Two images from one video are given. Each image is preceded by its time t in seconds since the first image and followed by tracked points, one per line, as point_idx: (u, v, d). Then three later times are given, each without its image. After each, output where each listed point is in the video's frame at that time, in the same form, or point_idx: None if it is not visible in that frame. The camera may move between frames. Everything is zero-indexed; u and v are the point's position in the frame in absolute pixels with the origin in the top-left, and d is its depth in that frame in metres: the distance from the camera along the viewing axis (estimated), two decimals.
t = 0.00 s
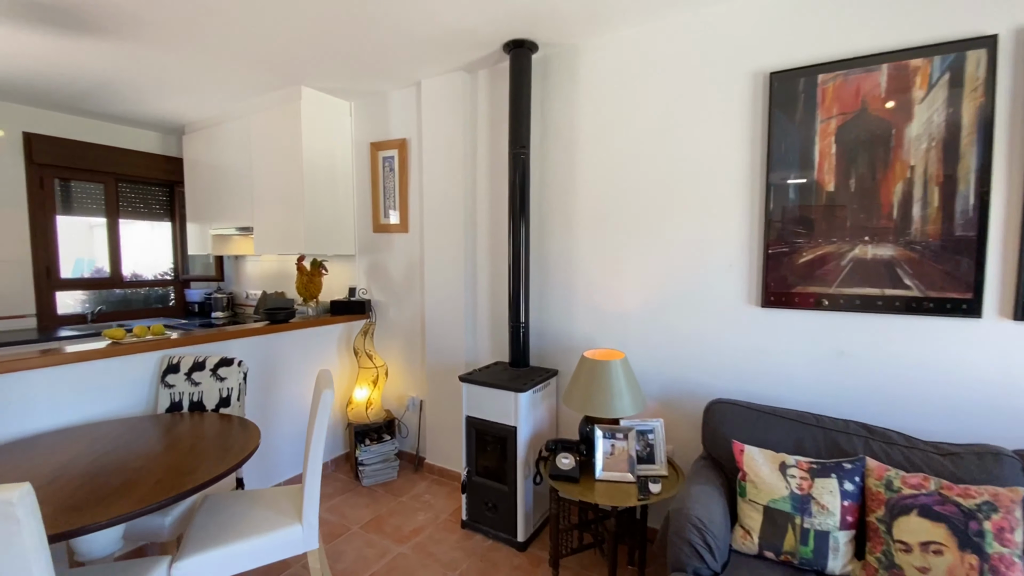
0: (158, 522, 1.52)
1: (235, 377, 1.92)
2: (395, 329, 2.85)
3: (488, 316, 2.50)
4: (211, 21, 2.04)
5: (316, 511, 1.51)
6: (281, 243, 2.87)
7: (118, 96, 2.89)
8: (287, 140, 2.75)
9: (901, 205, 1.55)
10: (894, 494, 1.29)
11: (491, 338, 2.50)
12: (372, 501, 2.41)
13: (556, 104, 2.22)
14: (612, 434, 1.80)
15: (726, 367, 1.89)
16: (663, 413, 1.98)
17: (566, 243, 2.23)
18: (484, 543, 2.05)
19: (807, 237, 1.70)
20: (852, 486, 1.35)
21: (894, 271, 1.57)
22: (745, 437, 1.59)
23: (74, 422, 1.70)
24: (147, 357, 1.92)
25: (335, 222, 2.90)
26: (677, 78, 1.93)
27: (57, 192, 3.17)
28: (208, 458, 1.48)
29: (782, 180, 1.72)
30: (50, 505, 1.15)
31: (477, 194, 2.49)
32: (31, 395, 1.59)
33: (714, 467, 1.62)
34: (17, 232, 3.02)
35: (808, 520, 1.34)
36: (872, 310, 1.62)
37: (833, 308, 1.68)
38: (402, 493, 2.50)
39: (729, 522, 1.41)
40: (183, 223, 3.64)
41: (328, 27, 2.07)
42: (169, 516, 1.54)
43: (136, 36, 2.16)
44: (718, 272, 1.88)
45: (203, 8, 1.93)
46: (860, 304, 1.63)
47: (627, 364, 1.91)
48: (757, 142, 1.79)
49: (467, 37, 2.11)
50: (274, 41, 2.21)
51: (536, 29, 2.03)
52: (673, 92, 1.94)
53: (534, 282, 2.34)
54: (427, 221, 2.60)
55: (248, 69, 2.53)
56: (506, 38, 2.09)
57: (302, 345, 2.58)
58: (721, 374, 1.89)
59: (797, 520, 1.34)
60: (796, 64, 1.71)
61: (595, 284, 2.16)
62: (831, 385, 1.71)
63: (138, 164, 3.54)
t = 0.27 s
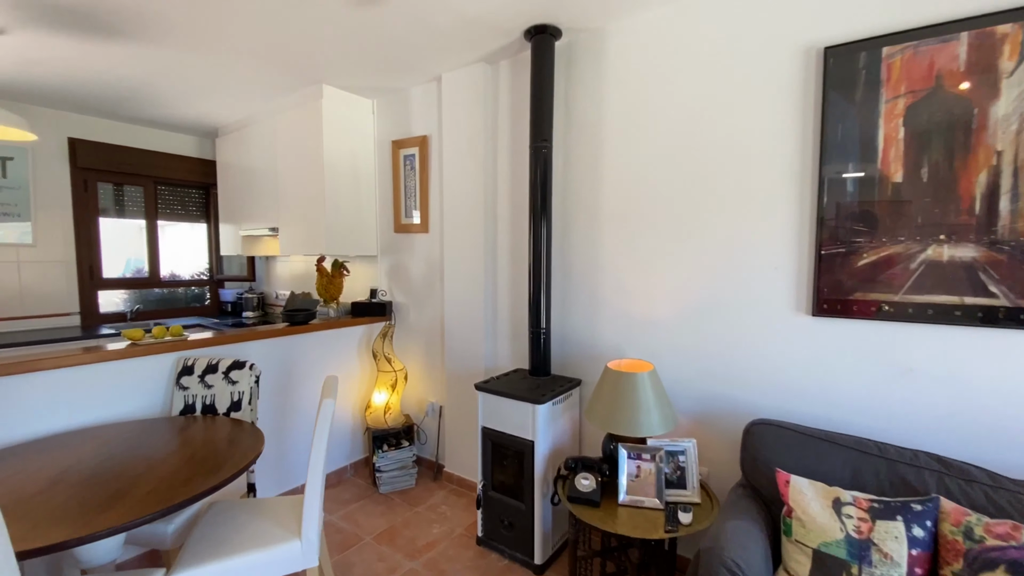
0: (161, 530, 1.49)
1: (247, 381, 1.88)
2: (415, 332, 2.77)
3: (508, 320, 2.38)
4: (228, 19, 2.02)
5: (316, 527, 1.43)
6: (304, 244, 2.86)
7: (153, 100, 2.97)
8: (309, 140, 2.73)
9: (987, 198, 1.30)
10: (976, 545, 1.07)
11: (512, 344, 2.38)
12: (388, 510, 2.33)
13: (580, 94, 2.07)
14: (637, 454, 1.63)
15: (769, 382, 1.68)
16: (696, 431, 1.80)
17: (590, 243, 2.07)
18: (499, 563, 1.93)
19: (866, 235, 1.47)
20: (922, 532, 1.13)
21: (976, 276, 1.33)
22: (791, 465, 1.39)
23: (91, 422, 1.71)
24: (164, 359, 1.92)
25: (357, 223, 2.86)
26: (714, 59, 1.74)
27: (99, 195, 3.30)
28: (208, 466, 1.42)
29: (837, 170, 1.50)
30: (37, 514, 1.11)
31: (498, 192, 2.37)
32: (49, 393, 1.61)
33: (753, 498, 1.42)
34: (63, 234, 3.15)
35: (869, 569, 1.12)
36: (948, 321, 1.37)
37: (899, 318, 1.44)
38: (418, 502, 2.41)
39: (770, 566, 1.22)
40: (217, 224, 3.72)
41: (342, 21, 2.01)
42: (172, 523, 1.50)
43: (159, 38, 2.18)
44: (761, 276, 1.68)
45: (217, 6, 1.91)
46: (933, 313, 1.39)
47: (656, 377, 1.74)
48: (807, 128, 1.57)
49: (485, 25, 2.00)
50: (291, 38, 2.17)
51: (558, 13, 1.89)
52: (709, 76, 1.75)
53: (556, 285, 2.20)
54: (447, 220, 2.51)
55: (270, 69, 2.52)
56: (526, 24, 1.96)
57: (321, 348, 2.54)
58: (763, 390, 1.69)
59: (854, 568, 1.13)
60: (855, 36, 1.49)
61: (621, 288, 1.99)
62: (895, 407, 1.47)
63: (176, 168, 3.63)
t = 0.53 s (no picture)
0: (161, 533, 1.48)
1: (253, 384, 1.87)
2: (431, 335, 2.72)
3: (523, 325, 2.27)
4: (240, 23, 2.03)
5: (308, 539, 1.38)
6: (323, 245, 2.86)
7: (183, 106, 3.06)
8: (327, 141, 2.72)
9: None
10: None
11: (527, 349, 2.28)
12: (398, 518, 2.28)
13: (597, 85, 1.94)
14: (653, 475, 1.50)
15: (804, 399, 1.50)
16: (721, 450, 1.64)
17: (608, 244, 1.94)
18: None
19: (921, 235, 1.27)
20: None
21: None
22: (827, 496, 1.22)
23: (108, 420, 1.74)
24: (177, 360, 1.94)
25: (374, 224, 2.84)
26: (744, 41, 1.58)
27: (136, 199, 3.45)
28: (202, 471, 1.40)
29: (886, 160, 1.31)
30: (26, 517, 1.11)
31: (513, 191, 2.28)
32: (65, 392, 1.64)
33: (782, 532, 1.26)
34: (102, 237, 3.31)
35: None
36: None
37: (963, 331, 1.23)
38: (430, 511, 2.35)
39: None
40: (247, 226, 3.81)
41: (351, 18, 1.97)
42: (173, 526, 1.50)
43: (179, 45, 2.23)
44: (796, 280, 1.50)
45: (229, 9, 1.92)
46: (1006, 326, 1.18)
47: (675, 389, 1.59)
48: (851, 113, 1.39)
49: (496, 16, 1.91)
50: (304, 38, 2.16)
51: None
52: (738, 60, 1.59)
53: (572, 288, 2.08)
54: (462, 221, 2.44)
55: (288, 71, 2.53)
56: (540, 12, 1.85)
57: (335, 350, 2.53)
58: (798, 408, 1.51)
59: None
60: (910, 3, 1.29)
61: (641, 292, 1.85)
62: (956, 434, 1.27)
63: (207, 172, 3.75)
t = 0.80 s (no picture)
0: (166, 527, 1.53)
1: (263, 383, 1.90)
2: (447, 337, 2.69)
3: (536, 328, 2.20)
4: (256, 27, 2.07)
5: (301, 542, 1.37)
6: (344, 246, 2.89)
7: (218, 112, 3.20)
8: (348, 143, 2.76)
9: None
10: None
11: (539, 353, 2.19)
12: (409, 521, 2.26)
13: (611, 75, 1.83)
14: (657, 494, 1.39)
15: (834, 417, 1.33)
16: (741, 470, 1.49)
17: (622, 244, 1.83)
18: None
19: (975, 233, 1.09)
20: None
21: None
22: (855, 531, 1.07)
23: (129, 412, 1.84)
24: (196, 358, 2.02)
25: (393, 224, 2.84)
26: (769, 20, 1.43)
27: (177, 203, 3.63)
28: (196, 470, 1.44)
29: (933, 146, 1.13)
30: (26, 513, 1.18)
31: (526, 189, 2.20)
32: (84, 388, 1.74)
33: (803, 568, 1.12)
34: (147, 238, 3.52)
35: None
36: None
37: None
38: (441, 516, 2.31)
39: None
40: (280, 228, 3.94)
41: (360, 18, 1.96)
42: (177, 520, 1.55)
43: (204, 52, 2.30)
44: (825, 284, 1.34)
45: (243, 14, 1.96)
46: None
47: (688, 402, 1.46)
48: (891, 93, 1.22)
49: (504, 8, 1.84)
50: (319, 41, 2.18)
51: None
52: (762, 39, 1.44)
53: (585, 291, 1.98)
54: (476, 221, 2.39)
55: (308, 74, 2.57)
56: (548, 1, 1.77)
57: (351, 350, 2.55)
58: (828, 427, 1.34)
59: None
60: None
61: (657, 296, 1.73)
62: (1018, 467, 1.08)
63: (243, 175, 3.91)
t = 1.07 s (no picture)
0: (200, 515, 1.62)
1: (295, 382, 1.97)
2: (478, 340, 2.68)
3: (564, 334, 2.13)
4: (293, 41, 2.16)
5: (315, 542, 1.39)
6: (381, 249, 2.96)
7: (270, 123, 3.39)
8: (386, 149, 2.82)
9: None
10: None
11: (567, 360, 2.13)
12: (435, 524, 2.26)
13: (641, 69, 1.73)
14: (680, 520, 1.28)
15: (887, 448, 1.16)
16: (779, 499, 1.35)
17: (652, 249, 1.72)
18: None
19: None
20: None
21: None
22: None
23: (177, 405, 2.03)
24: (239, 355, 2.16)
25: (428, 227, 2.88)
26: None
27: (237, 209, 3.90)
28: (223, 463, 1.53)
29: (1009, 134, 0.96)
30: (75, 496, 1.31)
31: (555, 191, 2.14)
32: (141, 380, 1.95)
33: None
34: (210, 242, 3.80)
35: None
36: None
37: None
38: (467, 521, 2.29)
39: None
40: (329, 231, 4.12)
41: (387, 27, 2.00)
42: (214, 510, 1.64)
43: (250, 67, 2.45)
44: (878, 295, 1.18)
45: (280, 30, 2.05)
46: None
47: (718, 422, 1.34)
48: (961, 74, 1.04)
49: (528, 6, 1.80)
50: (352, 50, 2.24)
51: None
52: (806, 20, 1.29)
53: (613, 297, 1.89)
54: (505, 224, 2.36)
55: (346, 83, 2.66)
56: None
57: (385, 351, 2.60)
58: (880, 459, 1.17)
59: None
60: None
61: (686, 304, 1.61)
62: None
63: (296, 182, 4.13)
